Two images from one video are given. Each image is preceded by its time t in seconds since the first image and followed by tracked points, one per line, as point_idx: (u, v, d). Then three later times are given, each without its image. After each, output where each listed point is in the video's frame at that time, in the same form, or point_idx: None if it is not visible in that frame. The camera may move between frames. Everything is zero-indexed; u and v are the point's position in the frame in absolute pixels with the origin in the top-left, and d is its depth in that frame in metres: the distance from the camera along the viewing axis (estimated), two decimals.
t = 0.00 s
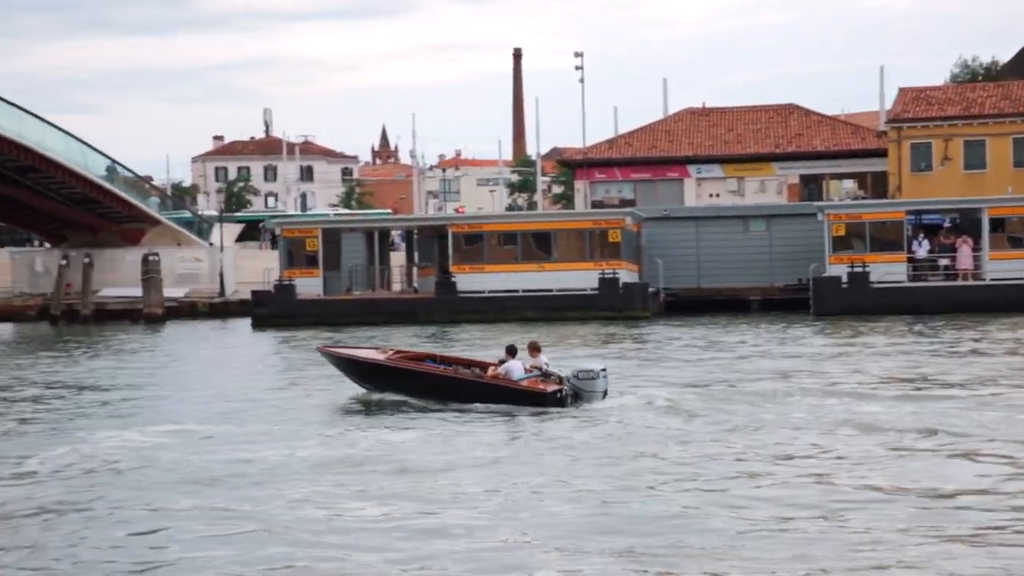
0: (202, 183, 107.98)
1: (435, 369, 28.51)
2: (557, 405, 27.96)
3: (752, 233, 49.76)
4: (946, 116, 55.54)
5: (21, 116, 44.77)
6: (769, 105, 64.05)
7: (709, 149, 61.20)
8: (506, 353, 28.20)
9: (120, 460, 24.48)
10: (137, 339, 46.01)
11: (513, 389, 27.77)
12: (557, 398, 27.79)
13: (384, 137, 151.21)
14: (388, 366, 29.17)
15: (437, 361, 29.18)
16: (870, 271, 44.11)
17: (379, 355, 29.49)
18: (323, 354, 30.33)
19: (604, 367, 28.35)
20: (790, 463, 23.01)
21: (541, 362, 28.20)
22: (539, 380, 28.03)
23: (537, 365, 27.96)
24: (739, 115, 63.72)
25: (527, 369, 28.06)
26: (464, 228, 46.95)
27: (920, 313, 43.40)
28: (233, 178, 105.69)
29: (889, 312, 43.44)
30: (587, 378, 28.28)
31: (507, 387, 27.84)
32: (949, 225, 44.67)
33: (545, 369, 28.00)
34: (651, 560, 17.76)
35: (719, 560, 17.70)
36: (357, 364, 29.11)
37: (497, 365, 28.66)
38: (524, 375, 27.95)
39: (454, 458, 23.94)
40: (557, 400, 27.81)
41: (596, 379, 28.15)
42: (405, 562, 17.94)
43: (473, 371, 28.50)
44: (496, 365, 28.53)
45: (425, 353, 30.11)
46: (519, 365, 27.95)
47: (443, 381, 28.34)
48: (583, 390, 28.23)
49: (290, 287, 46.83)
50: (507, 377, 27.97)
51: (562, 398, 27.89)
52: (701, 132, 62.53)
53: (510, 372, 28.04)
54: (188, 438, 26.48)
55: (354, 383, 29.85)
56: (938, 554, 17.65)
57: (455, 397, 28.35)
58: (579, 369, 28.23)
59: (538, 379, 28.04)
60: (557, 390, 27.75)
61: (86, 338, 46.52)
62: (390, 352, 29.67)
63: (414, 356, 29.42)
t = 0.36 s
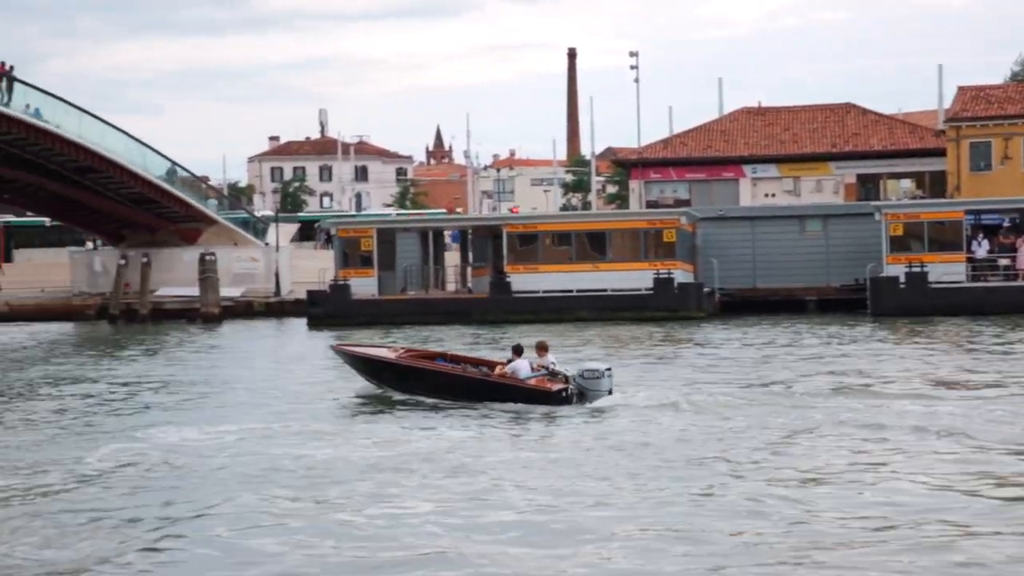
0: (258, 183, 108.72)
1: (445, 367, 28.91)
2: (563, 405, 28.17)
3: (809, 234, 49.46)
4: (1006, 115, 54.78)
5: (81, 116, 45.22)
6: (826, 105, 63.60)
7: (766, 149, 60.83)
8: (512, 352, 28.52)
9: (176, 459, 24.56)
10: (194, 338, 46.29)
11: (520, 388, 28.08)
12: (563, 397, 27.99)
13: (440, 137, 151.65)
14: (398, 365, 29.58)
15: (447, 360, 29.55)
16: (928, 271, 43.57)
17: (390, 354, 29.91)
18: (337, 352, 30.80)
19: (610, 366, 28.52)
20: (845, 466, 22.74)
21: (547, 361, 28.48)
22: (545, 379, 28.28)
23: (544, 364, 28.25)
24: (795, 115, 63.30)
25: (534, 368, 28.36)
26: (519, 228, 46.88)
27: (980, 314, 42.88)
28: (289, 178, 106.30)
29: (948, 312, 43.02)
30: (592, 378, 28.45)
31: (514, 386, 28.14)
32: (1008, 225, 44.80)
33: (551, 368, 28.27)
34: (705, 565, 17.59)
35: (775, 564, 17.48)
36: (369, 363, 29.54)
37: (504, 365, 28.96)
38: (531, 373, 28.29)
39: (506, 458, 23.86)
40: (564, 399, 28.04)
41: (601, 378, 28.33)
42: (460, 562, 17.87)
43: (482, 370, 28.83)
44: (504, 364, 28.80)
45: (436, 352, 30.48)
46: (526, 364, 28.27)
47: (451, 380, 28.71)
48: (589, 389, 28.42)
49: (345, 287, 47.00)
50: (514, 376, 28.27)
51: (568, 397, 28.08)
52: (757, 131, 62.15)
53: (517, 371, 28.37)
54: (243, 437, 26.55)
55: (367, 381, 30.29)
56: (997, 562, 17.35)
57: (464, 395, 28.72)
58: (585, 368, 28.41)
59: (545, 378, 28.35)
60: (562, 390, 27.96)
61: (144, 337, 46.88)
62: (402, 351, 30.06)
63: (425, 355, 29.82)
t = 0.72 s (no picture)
0: (308, 187, 109.21)
1: (451, 369, 29.14)
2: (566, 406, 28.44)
3: (860, 238, 49.07)
4: None
5: (132, 120, 45.53)
6: (877, 107, 63.17)
7: (817, 152, 60.49)
8: (516, 353, 28.83)
9: (223, 460, 24.61)
10: (243, 341, 46.47)
11: (524, 389, 28.38)
12: (567, 399, 28.25)
13: (488, 142, 151.91)
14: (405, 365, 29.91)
15: (452, 361, 29.86)
16: (981, 274, 43.33)
17: (397, 354, 30.24)
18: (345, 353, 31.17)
19: (612, 368, 28.78)
20: (889, 473, 22.47)
21: (551, 364, 28.79)
22: (549, 382, 28.59)
23: (547, 367, 28.55)
24: (846, 118, 62.86)
25: (537, 370, 28.67)
26: (568, 232, 46.65)
27: None
28: (338, 181, 106.79)
29: (1001, 317, 42.63)
30: (594, 380, 28.73)
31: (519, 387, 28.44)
32: None
33: (555, 370, 28.58)
34: (746, 570, 17.41)
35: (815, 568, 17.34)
36: (376, 365, 29.83)
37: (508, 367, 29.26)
38: (534, 376, 28.60)
39: (548, 461, 23.82)
40: (566, 400, 28.32)
41: (603, 381, 28.61)
42: (498, 565, 17.76)
43: (487, 371, 29.15)
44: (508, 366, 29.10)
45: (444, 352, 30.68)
46: (530, 366, 28.57)
47: (456, 381, 29.04)
48: (591, 391, 28.68)
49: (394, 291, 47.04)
50: (518, 377, 28.56)
51: (571, 399, 28.36)
52: (807, 134, 61.81)
53: (521, 373, 28.66)
54: (290, 438, 26.57)
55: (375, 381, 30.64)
56: None
57: (468, 396, 29.06)
58: (587, 370, 28.67)
59: (548, 380, 28.67)
60: (566, 391, 28.24)
61: (195, 340, 47.11)
62: (409, 352, 30.40)
63: (430, 355, 30.11)
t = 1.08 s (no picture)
0: (377, 192, 109.85)
1: (475, 371, 29.32)
2: (592, 407, 28.54)
3: (934, 239, 48.42)
4: None
5: (203, 126, 45.93)
6: (950, 107, 62.38)
7: (890, 152, 59.78)
8: (543, 356, 28.88)
9: (286, 462, 24.84)
10: (314, 345, 46.79)
11: (548, 390, 28.49)
12: (592, 400, 28.34)
13: (558, 146, 151.81)
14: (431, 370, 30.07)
15: (479, 367, 30.08)
16: None
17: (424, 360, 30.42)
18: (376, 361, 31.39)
19: (638, 369, 28.71)
20: (953, 476, 22.18)
21: (578, 367, 28.84)
22: (574, 383, 28.69)
23: (574, 369, 28.62)
24: (919, 118, 62.10)
25: (563, 373, 28.75)
26: (638, 235, 46.42)
27: None
28: (407, 186, 107.26)
29: None
30: (620, 381, 28.73)
31: (543, 389, 28.55)
32: None
33: (582, 373, 28.65)
34: (787, 574, 17.21)
35: (883, 571, 17.18)
36: (402, 366, 29.99)
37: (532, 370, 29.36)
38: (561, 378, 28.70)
39: (613, 464, 23.79)
40: (592, 402, 28.42)
41: (629, 382, 28.56)
42: (536, 568, 17.70)
43: (513, 375, 29.30)
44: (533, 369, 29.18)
45: (470, 359, 30.94)
46: (557, 369, 28.65)
47: (481, 383, 29.15)
48: (617, 393, 28.68)
49: (464, 294, 47.14)
50: (545, 379, 28.65)
51: (596, 401, 28.45)
52: (880, 134, 61.13)
53: (548, 375, 28.75)
54: (343, 442, 26.66)
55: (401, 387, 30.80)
56: None
57: (491, 398, 29.15)
58: (614, 372, 28.62)
59: (575, 383, 28.74)
60: (593, 393, 28.33)
61: (264, 345, 47.53)
62: (437, 359, 30.60)
63: (459, 362, 30.33)
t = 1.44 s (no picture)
0: (436, 194, 110.19)
1: (489, 373, 29.78)
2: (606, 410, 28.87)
3: (999, 244, 47.85)
4: None
5: (266, 128, 46.31)
6: (1015, 111, 61.67)
7: (953, 157, 59.20)
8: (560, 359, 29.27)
9: (339, 462, 25.01)
10: (372, 347, 46.96)
11: (562, 393, 28.81)
12: (606, 403, 28.67)
13: (618, 148, 151.52)
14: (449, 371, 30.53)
15: (497, 369, 30.51)
16: None
17: (443, 361, 30.90)
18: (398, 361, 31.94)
19: (654, 374, 28.85)
20: (1006, 483, 21.97)
21: (595, 370, 29.20)
22: (589, 387, 29.05)
23: (590, 373, 28.98)
24: (984, 122, 61.34)
25: (579, 376, 29.12)
26: (698, 239, 46.23)
27: None
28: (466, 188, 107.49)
29: None
30: (636, 385, 28.88)
31: (555, 391, 28.88)
32: None
33: (599, 377, 29.01)
34: None
35: None
36: (422, 368, 30.63)
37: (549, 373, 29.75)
38: (577, 381, 29.07)
39: (663, 467, 23.76)
40: (607, 405, 28.75)
41: (643, 387, 28.68)
42: (583, 568, 17.75)
43: (528, 377, 29.68)
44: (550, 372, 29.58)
45: (490, 362, 31.44)
46: (573, 372, 29.02)
47: (495, 385, 29.53)
48: (632, 396, 28.87)
49: (522, 297, 47.11)
50: (560, 382, 29.01)
51: (611, 404, 28.77)
52: (943, 138, 60.49)
53: (564, 378, 29.12)
54: (392, 443, 26.79)
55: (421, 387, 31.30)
56: None
57: (505, 399, 29.51)
58: (629, 376, 28.79)
59: (590, 386, 29.11)
60: (607, 396, 28.66)
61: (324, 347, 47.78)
62: (456, 360, 31.07)
63: (478, 363, 30.78)
